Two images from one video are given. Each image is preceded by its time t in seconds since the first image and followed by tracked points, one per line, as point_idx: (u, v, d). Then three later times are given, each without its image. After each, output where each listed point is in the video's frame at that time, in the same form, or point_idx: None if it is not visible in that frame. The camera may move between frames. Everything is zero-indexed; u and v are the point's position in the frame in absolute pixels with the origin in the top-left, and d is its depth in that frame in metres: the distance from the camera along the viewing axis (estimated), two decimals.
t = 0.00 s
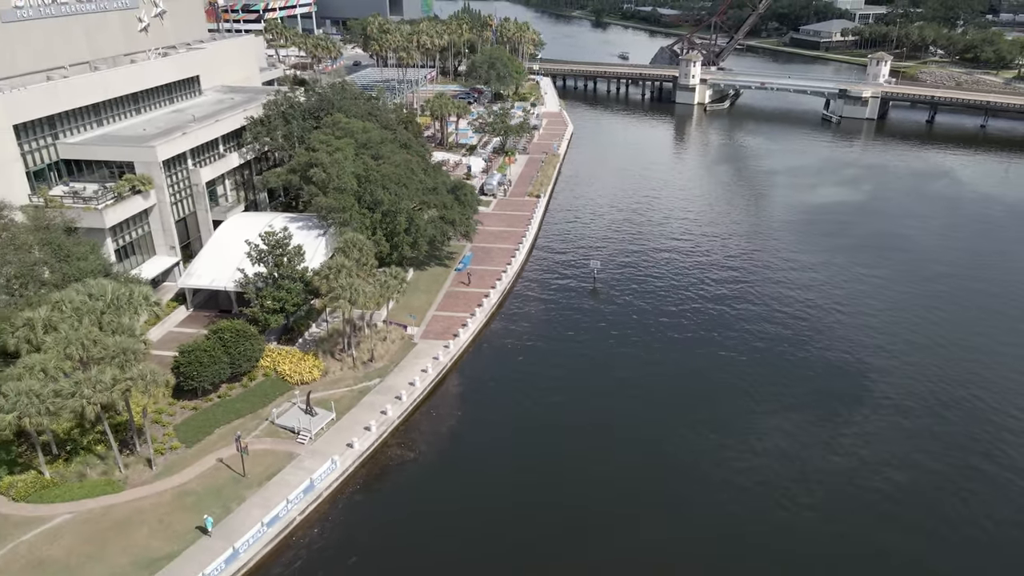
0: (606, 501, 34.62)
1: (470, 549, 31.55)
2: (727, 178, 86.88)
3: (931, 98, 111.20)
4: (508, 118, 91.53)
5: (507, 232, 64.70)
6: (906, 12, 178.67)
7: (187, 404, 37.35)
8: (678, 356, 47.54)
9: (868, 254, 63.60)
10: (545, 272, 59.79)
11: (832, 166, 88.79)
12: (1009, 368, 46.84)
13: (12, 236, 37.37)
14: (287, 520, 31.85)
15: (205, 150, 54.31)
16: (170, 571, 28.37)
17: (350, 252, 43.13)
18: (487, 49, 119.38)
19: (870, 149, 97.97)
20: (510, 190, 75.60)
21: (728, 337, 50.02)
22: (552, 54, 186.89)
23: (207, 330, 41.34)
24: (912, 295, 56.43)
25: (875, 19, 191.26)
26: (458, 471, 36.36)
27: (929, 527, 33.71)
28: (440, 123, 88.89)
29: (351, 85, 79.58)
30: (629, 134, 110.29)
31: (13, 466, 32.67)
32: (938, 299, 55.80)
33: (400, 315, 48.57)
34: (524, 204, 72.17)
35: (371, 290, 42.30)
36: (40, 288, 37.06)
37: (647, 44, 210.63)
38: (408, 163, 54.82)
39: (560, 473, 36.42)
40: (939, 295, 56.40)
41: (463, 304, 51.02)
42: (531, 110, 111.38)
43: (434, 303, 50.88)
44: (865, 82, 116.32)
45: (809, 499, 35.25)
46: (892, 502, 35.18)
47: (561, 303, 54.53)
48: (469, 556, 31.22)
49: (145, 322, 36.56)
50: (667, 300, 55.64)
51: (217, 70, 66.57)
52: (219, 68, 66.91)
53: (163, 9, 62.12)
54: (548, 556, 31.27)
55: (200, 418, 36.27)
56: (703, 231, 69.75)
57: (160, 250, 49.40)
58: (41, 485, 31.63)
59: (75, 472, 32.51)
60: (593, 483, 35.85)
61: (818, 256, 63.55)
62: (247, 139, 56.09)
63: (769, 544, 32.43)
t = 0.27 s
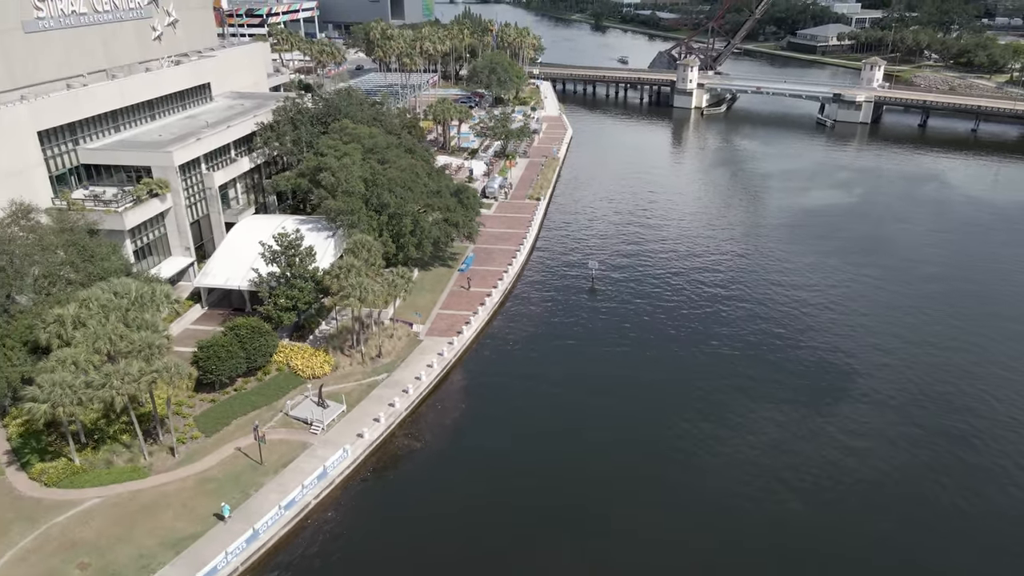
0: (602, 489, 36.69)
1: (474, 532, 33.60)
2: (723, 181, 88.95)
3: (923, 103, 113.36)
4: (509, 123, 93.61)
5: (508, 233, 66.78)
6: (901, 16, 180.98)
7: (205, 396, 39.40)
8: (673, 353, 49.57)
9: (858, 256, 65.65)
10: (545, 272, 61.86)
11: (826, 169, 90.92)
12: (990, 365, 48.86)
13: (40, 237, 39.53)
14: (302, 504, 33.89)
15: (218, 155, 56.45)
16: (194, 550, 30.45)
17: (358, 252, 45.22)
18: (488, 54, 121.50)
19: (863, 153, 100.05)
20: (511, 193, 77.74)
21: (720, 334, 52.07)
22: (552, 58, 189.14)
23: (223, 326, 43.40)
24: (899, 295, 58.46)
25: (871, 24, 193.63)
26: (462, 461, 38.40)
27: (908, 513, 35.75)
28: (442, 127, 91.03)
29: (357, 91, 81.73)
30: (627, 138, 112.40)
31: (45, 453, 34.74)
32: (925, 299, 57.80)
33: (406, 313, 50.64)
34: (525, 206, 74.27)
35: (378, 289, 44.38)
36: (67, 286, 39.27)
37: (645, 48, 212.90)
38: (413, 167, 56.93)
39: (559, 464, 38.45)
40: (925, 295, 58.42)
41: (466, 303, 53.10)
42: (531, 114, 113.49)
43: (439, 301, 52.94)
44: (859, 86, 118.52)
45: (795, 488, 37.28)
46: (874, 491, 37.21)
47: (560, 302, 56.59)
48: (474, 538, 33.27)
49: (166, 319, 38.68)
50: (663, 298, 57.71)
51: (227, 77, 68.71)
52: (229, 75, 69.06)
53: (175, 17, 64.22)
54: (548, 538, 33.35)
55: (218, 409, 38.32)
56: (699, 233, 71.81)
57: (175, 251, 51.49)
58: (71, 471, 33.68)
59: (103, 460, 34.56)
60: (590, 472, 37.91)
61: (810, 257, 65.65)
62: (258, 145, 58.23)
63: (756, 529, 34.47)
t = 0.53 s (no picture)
0: (600, 480, 38.64)
1: (477, 519, 35.59)
2: (719, 185, 91.05)
3: (916, 108, 115.59)
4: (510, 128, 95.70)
5: (509, 236, 68.84)
6: (897, 22, 183.41)
7: (222, 390, 41.44)
8: (669, 351, 51.51)
9: (849, 258, 67.58)
10: (545, 273, 63.90)
11: (819, 173, 93.08)
12: (974, 363, 50.72)
13: (65, 239, 41.73)
14: (315, 492, 35.90)
15: (230, 160, 58.55)
16: (216, 533, 32.45)
17: (365, 253, 47.30)
18: (489, 59, 123.70)
19: (856, 157, 102.12)
20: (512, 196, 79.87)
21: (715, 333, 54.01)
22: (551, 63, 191.44)
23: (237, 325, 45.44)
24: (889, 296, 60.37)
25: (867, 29, 196.10)
26: (466, 453, 40.41)
27: (890, 504, 37.58)
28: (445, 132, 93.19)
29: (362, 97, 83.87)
30: (626, 142, 114.52)
31: (72, 443, 36.75)
32: (913, 300, 59.66)
33: (411, 312, 52.68)
34: (525, 209, 76.36)
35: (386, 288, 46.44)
36: (90, 286, 41.37)
37: (645, 53, 215.27)
38: (417, 171, 59.04)
39: (559, 457, 40.31)
40: (914, 296, 60.31)
41: (469, 302, 55.16)
42: (531, 119, 115.63)
43: (443, 301, 54.98)
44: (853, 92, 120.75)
45: (784, 479, 39.17)
46: (859, 482, 39.09)
47: (559, 302, 58.64)
48: (478, 523, 35.33)
49: (185, 316, 40.77)
50: (659, 298, 59.78)
51: (237, 84, 70.85)
52: (239, 82, 71.21)
53: (187, 26, 66.38)
54: (547, 524, 35.39)
55: (235, 403, 40.35)
56: (694, 235, 73.87)
57: (189, 252, 53.53)
58: (98, 460, 35.70)
59: (127, 449, 36.60)
60: (588, 464, 39.81)
61: (802, 258, 67.74)
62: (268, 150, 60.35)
63: (745, 517, 36.42)
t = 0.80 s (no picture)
0: (598, 470, 40.66)
1: (480, 505, 37.67)
2: (715, 187, 93.11)
3: (909, 111, 117.63)
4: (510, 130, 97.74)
5: (510, 236, 70.88)
6: (892, 25, 185.67)
7: (237, 383, 43.49)
8: (665, 347, 53.53)
9: (841, 258, 69.59)
10: (545, 272, 65.96)
11: (813, 176, 95.16)
12: (959, 359, 52.68)
13: (87, 240, 43.81)
14: (327, 479, 37.96)
15: (240, 163, 60.62)
16: (235, 517, 34.49)
17: (372, 253, 49.38)
18: (490, 63, 125.77)
19: (850, 159, 104.17)
20: (513, 198, 81.93)
21: (709, 330, 56.04)
22: (551, 65, 193.61)
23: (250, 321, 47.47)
24: (878, 295, 62.35)
25: (864, 31, 198.44)
26: (470, 443, 42.46)
27: (875, 493, 39.56)
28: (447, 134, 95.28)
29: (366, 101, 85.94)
30: (624, 144, 116.58)
31: (96, 433, 38.77)
32: (902, 299, 61.63)
33: (416, 310, 54.71)
34: (525, 211, 78.43)
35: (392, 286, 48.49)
36: (111, 284, 43.48)
37: (644, 55, 217.50)
38: (421, 174, 61.07)
39: (558, 443, 42.68)
40: (903, 295, 62.28)
41: (471, 300, 57.18)
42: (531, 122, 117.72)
43: (446, 299, 57.02)
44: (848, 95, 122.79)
45: (774, 469, 41.14)
46: (843, 471, 41.14)
47: (558, 300, 60.70)
48: (481, 508, 37.43)
49: (202, 313, 42.86)
50: (655, 296, 61.84)
51: (246, 89, 72.94)
52: (247, 87, 73.30)
53: (198, 33, 68.47)
54: (547, 510, 37.51)
55: (249, 395, 42.39)
56: (690, 235, 75.94)
57: (202, 253, 55.58)
58: (122, 448, 37.72)
59: (149, 438, 38.62)
60: (587, 455, 41.84)
61: (794, 258, 69.80)
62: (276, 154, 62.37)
63: (734, 503, 38.50)
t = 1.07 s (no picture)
0: (594, 458, 42.79)
1: (484, 492, 39.70)
2: (711, 188, 95.09)
3: (903, 113, 119.64)
4: (511, 132, 99.78)
5: (511, 236, 72.90)
6: (888, 27, 187.80)
7: (251, 376, 45.59)
8: (661, 343, 55.55)
9: (833, 257, 71.58)
10: (545, 271, 67.97)
11: (807, 177, 97.19)
12: (945, 356, 54.60)
13: (108, 241, 45.71)
14: (338, 466, 40.01)
15: (251, 165, 62.75)
16: (252, 501, 36.54)
17: (379, 252, 51.42)
18: (491, 65, 127.73)
19: (845, 161, 106.17)
20: (513, 199, 83.97)
21: (703, 327, 58.08)
22: (551, 67, 195.69)
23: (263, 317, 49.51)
24: (869, 293, 64.31)
25: (860, 33, 200.62)
26: (473, 433, 44.52)
27: (860, 481, 41.51)
28: (449, 136, 97.35)
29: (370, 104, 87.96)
30: (622, 145, 118.59)
31: (119, 422, 40.82)
32: (891, 297, 63.59)
33: (420, 307, 56.72)
34: (525, 211, 80.49)
35: (398, 284, 50.58)
36: (131, 281, 45.56)
37: (643, 56, 219.63)
38: (425, 176, 63.13)
39: (558, 434, 44.75)
40: (892, 294, 64.23)
41: (473, 298, 59.20)
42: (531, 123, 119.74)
43: (449, 297, 59.00)
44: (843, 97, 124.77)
45: (764, 459, 43.11)
46: (830, 460, 43.24)
47: (558, 297, 62.76)
48: (485, 495, 39.47)
49: (218, 309, 44.95)
50: (651, 294, 63.86)
51: (254, 93, 75.02)
52: (255, 91, 75.39)
53: (208, 38, 70.50)
54: (547, 497, 39.56)
55: (263, 387, 44.43)
56: (686, 235, 77.93)
57: (214, 252, 57.61)
58: (144, 436, 39.76)
59: (169, 428, 40.68)
60: (585, 443, 44.01)
61: (787, 258, 71.86)
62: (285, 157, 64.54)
63: (726, 491, 40.56)
